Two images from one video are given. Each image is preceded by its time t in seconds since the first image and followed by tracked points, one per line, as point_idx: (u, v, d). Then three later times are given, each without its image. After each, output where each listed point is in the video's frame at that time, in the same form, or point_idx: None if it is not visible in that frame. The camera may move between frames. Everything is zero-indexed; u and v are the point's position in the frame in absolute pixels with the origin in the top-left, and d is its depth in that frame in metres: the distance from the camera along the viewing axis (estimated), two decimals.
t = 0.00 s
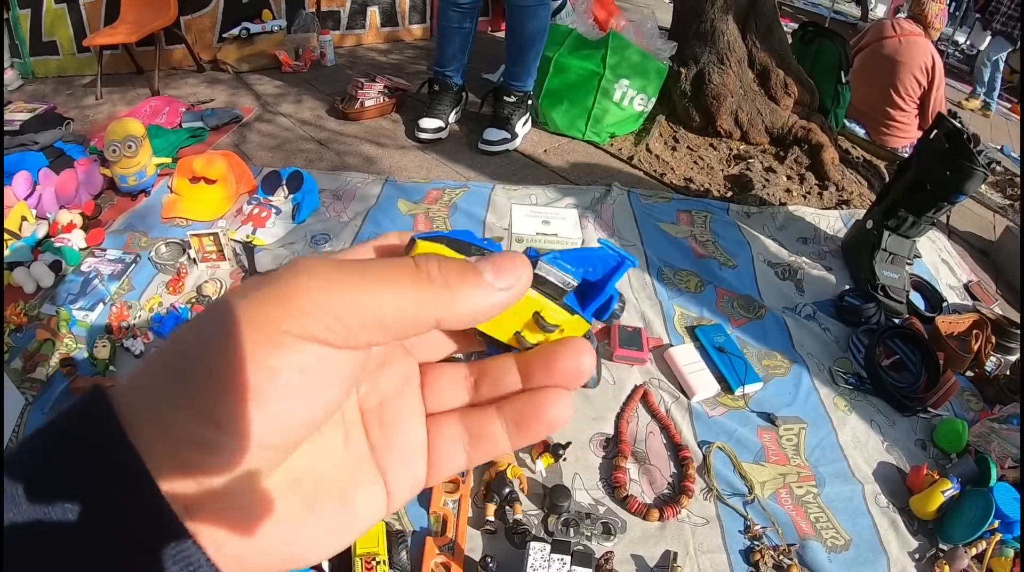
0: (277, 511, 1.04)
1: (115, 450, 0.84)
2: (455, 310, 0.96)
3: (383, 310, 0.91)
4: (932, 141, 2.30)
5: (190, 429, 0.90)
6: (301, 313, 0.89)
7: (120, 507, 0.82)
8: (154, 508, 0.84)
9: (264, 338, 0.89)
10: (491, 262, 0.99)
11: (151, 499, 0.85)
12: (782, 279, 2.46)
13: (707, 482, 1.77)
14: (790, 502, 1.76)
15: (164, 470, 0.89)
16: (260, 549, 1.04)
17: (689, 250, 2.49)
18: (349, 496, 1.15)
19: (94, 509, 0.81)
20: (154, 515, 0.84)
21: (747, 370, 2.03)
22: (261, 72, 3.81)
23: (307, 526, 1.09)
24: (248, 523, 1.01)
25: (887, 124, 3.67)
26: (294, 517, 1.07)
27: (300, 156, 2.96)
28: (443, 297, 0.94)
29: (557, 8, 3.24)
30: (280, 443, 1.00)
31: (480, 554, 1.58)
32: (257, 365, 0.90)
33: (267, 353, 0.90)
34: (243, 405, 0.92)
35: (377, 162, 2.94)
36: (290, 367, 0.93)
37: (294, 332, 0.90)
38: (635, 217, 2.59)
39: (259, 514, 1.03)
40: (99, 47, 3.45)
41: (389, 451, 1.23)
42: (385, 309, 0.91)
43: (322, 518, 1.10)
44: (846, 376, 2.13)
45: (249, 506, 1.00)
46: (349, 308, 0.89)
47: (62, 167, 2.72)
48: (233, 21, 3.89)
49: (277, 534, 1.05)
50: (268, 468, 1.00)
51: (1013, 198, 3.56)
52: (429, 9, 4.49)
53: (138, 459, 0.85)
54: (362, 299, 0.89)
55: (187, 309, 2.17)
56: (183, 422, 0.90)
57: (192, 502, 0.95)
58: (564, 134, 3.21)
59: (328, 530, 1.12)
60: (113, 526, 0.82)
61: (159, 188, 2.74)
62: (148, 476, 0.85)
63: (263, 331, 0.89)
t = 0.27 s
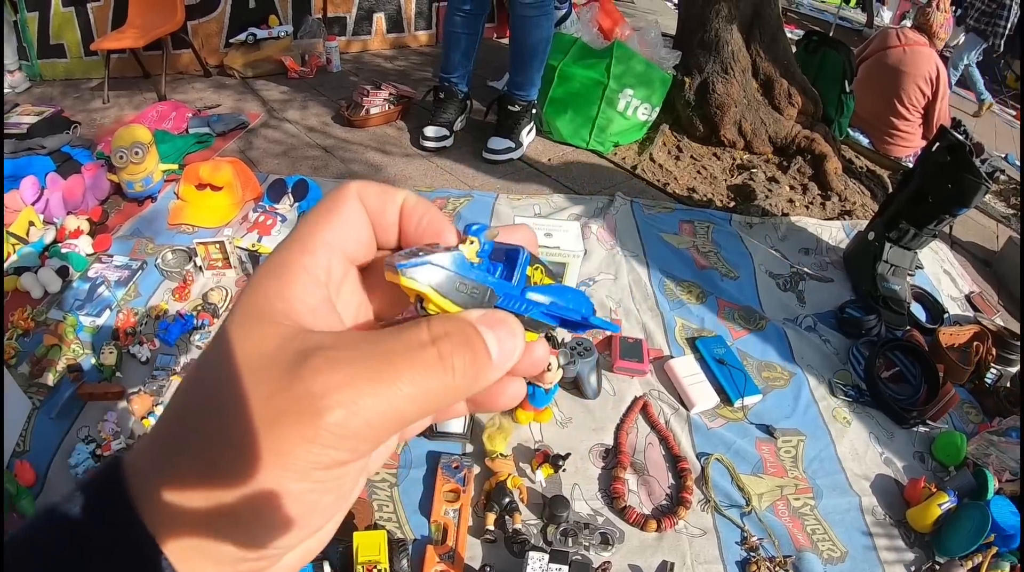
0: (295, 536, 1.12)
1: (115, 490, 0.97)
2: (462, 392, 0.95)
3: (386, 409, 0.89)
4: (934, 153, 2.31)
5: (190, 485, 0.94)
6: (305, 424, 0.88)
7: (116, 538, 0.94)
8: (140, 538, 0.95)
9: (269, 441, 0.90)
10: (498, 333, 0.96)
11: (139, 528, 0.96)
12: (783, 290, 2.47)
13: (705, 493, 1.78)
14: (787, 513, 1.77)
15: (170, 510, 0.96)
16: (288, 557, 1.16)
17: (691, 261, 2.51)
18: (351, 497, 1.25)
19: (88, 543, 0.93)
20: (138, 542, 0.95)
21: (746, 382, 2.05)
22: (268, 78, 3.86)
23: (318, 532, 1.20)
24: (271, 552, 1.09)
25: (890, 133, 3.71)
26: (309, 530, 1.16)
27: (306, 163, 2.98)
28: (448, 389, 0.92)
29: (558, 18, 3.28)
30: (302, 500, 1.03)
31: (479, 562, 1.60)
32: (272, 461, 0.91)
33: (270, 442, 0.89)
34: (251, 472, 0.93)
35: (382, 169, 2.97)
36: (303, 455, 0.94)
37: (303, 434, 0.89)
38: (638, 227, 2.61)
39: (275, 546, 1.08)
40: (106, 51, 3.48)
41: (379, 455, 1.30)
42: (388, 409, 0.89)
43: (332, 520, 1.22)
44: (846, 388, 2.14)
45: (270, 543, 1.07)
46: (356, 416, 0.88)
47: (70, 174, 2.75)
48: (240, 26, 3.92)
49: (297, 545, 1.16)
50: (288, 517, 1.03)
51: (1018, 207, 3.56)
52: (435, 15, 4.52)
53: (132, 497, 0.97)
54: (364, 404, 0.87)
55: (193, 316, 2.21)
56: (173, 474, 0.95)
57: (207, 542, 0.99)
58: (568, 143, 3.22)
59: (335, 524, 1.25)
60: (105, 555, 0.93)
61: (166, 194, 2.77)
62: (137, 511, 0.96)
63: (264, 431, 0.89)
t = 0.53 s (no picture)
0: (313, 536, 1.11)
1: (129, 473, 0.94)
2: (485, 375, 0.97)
3: (417, 396, 0.90)
4: (934, 155, 2.31)
5: (213, 482, 0.92)
6: (340, 415, 0.88)
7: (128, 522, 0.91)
8: (155, 519, 0.92)
9: (302, 434, 0.89)
10: (513, 316, 0.99)
11: (155, 512, 0.92)
12: (784, 292, 2.47)
13: (705, 494, 1.78)
14: (787, 515, 1.77)
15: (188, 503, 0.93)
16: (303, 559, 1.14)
17: (692, 263, 2.51)
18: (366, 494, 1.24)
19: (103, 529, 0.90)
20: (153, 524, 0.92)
21: (747, 383, 2.05)
22: (270, 80, 3.87)
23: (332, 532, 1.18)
24: (287, 553, 1.07)
25: (891, 137, 3.71)
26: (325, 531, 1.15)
27: (307, 164, 2.99)
28: (476, 373, 0.94)
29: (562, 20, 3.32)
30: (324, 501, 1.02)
31: (478, 562, 1.59)
32: (303, 454, 0.90)
33: (296, 436, 0.89)
34: (278, 471, 0.91)
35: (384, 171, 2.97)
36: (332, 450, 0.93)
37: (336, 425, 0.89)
38: (638, 229, 2.61)
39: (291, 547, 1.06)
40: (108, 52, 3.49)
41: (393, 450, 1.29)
42: (418, 396, 0.90)
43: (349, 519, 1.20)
44: (847, 391, 2.14)
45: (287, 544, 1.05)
46: (389, 405, 0.89)
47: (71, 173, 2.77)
48: (242, 28, 3.93)
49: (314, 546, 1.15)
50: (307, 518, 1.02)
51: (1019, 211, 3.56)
52: (437, 18, 4.53)
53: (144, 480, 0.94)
54: (396, 392, 0.88)
55: (193, 316, 2.22)
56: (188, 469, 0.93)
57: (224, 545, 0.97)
58: (569, 145, 3.24)
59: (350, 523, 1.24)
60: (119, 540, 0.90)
61: (167, 194, 2.78)
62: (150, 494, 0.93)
63: (299, 424, 0.88)
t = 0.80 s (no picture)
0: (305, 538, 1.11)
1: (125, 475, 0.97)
2: (473, 384, 0.97)
3: (403, 406, 0.90)
4: (934, 160, 2.32)
5: (205, 477, 0.93)
6: (327, 421, 0.88)
7: (124, 517, 0.93)
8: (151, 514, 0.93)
9: (289, 434, 0.89)
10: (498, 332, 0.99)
11: (151, 510, 0.94)
12: (784, 297, 2.48)
13: (705, 498, 1.79)
14: (786, 519, 1.78)
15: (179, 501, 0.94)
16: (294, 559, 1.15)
17: (692, 268, 2.51)
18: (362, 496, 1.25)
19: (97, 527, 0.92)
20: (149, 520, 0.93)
21: (747, 388, 2.05)
22: (271, 83, 3.88)
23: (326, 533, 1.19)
24: (279, 555, 1.07)
25: (891, 141, 3.71)
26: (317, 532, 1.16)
27: (308, 167, 2.99)
28: (462, 382, 0.94)
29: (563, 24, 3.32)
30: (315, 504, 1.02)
31: (479, 566, 1.60)
32: (290, 455, 0.91)
33: (286, 440, 0.90)
34: (265, 470, 0.91)
35: (384, 175, 2.98)
36: (324, 455, 0.94)
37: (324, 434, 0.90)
38: (639, 234, 2.62)
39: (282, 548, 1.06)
40: (110, 55, 3.50)
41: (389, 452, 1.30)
42: (403, 405, 0.90)
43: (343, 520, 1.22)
44: (846, 395, 2.15)
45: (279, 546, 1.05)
46: (374, 412, 0.89)
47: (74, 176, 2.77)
48: (243, 32, 3.95)
49: (305, 548, 1.15)
50: (298, 521, 1.02)
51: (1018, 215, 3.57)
52: (438, 22, 4.54)
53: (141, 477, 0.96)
54: (383, 401, 0.89)
55: (195, 320, 2.22)
56: (181, 463, 0.94)
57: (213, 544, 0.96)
58: (569, 150, 3.26)
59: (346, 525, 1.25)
60: (114, 536, 0.92)
61: (168, 198, 2.79)
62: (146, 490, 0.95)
63: (288, 423, 0.89)
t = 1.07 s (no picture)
0: (287, 515, 1.08)
1: (121, 456, 0.96)
2: (406, 298, 0.98)
3: (336, 317, 0.94)
4: (938, 165, 2.34)
5: (185, 431, 0.95)
6: (266, 331, 0.93)
7: (131, 506, 0.93)
8: (158, 501, 0.95)
9: (238, 355, 0.93)
10: (437, 244, 1.00)
11: (154, 491, 0.95)
12: (789, 301, 2.49)
13: (712, 502, 1.80)
14: (793, 522, 1.78)
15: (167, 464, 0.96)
16: (283, 553, 1.09)
17: (698, 272, 2.53)
18: (363, 496, 1.18)
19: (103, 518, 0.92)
20: (157, 507, 0.94)
21: (753, 392, 2.06)
22: (277, 87, 3.89)
23: (322, 531, 1.12)
24: (261, 530, 1.05)
25: (895, 146, 3.73)
26: (306, 521, 1.10)
27: (315, 172, 3.01)
28: (387, 284, 0.96)
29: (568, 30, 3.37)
30: (281, 455, 1.02)
31: (488, 569, 1.61)
32: (243, 378, 0.93)
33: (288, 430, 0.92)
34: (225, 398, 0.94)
35: (391, 179, 2.99)
36: (277, 384, 0.96)
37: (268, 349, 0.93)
38: (646, 239, 2.64)
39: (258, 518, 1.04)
40: (117, 58, 3.52)
41: (395, 454, 1.22)
42: (336, 314, 0.94)
43: (339, 517, 1.14)
44: (852, 399, 2.16)
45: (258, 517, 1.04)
46: (306, 318, 0.93)
47: (80, 179, 2.78)
48: (250, 36, 3.98)
49: (295, 540, 1.09)
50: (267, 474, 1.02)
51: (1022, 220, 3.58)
52: (443, 26, 4.55)
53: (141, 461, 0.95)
54: (315, 314, 0.93)
55: (203, 322, 2.21)
56: (169, 423, 0.97)
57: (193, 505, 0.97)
58: (576, 154, 3.25)
59: (346, 529, 1.16)
60: (123, 526, 0.92)
61: (175, 201, 2.79)
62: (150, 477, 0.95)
63: (235, 341, 0.93)
